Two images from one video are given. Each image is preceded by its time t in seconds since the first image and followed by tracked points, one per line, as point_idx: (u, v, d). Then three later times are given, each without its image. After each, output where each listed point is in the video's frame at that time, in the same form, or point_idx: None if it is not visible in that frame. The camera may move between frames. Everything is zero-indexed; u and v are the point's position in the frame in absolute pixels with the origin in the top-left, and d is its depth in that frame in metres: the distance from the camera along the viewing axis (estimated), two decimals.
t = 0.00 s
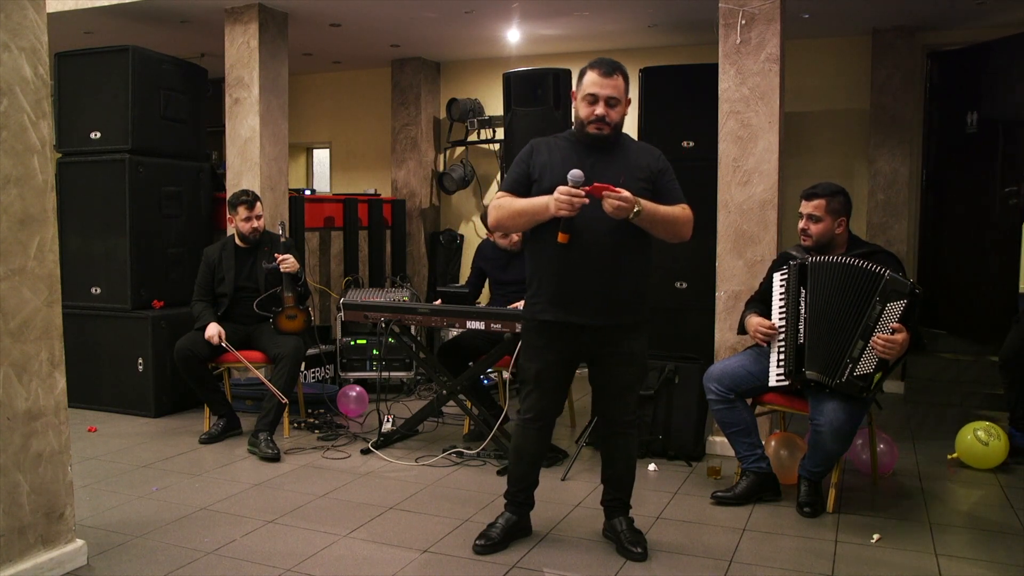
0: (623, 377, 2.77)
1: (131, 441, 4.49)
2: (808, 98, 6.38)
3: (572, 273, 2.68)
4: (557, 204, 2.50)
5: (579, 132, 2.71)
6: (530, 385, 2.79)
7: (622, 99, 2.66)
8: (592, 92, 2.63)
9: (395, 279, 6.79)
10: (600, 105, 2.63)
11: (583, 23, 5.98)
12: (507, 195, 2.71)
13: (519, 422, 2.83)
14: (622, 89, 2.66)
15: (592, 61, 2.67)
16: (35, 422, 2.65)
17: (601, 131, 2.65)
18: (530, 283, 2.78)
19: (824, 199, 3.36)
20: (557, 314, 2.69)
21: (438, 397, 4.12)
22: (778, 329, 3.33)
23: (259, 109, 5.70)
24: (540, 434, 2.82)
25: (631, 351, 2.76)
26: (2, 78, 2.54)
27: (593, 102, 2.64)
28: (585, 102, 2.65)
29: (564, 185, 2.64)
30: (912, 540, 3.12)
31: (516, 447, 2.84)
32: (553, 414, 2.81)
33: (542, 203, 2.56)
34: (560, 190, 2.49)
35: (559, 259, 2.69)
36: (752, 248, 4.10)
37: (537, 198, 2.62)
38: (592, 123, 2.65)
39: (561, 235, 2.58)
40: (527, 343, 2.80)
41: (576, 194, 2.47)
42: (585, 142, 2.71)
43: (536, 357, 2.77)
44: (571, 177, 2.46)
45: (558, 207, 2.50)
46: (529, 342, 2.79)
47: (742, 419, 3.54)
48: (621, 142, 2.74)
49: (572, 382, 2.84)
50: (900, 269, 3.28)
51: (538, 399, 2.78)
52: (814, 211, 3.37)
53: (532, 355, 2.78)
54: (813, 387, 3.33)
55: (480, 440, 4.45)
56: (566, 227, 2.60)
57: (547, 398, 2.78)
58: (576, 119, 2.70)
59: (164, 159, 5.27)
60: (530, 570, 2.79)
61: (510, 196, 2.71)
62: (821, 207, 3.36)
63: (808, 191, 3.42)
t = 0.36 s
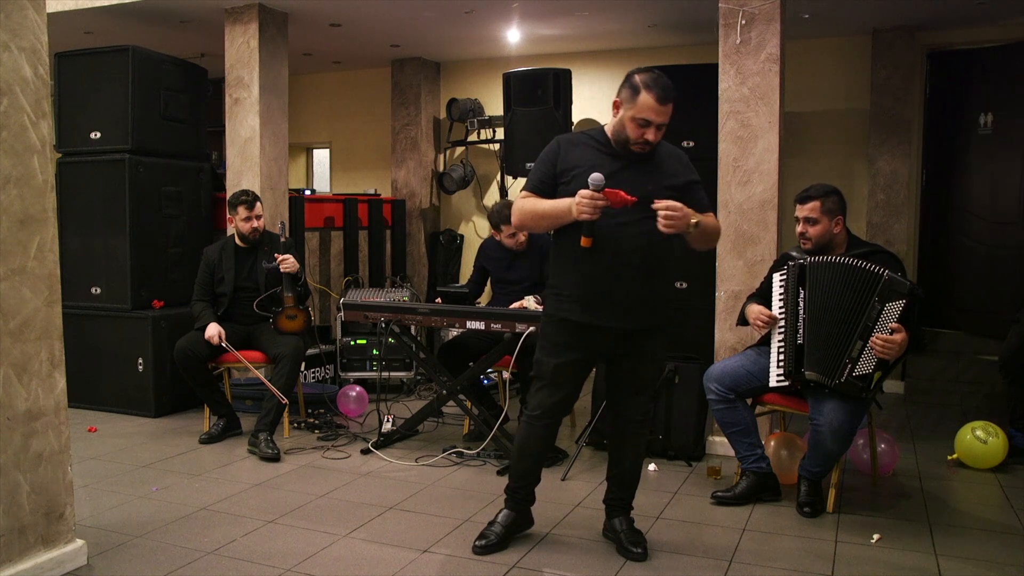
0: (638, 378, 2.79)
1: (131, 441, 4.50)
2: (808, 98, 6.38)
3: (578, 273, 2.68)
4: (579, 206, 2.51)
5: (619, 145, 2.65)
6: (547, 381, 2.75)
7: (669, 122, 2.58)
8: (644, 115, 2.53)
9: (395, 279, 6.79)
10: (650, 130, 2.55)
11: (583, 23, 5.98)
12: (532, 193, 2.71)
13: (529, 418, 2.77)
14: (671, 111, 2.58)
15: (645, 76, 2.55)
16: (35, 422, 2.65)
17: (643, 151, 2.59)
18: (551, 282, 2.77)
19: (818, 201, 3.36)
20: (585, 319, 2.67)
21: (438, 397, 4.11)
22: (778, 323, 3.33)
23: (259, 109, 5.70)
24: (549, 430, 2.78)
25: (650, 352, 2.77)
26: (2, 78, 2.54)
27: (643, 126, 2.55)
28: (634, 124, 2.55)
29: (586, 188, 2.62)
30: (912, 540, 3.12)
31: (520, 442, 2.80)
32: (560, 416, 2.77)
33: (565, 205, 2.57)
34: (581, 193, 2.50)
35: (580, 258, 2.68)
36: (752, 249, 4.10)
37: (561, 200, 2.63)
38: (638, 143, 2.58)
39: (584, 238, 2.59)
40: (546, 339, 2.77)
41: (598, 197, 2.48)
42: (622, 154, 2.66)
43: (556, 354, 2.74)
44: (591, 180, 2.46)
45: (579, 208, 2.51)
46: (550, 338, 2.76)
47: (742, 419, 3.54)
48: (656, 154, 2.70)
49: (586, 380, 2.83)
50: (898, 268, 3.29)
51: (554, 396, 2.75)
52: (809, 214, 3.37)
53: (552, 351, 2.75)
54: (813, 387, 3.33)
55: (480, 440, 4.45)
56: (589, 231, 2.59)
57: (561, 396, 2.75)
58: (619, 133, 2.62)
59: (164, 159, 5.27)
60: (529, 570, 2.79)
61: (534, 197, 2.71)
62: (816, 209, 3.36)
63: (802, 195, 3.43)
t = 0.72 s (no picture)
0: (643, 378, 2.79)
1: (132, 441, 4.50)
2: (808, 98, 6.38)
3: (579, 273, 2.68)
4: (589, 206, 2.49)
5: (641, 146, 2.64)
6: (561, 378, 2.70)
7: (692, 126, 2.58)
8: (671, 118, 2.53)
9: (395, 279, 6.79)
10: (676, 133, 2.55)
11: (583, 23, 5.98)
12: (545, 192, 2.71)
13: (542, 415, 2.72)
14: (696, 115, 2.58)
15: (673, 79, 2.54)
16: (35, 422, 2.65)
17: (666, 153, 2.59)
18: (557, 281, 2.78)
19: (824, 204, 3.35)
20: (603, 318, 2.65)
21: (438, 397, 4.11)
22: (777, 324, 3.33)
23: (259, 109, 5.69)
24: (560, 429, 2.71)
25: (656, 352, 2.78)
26: (2, 78, 2.54)
27: (669, 129, 2.54)
28: (660, 127, 2.55)
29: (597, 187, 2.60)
30: (913, 540, 3.12)
31: (531, 441, 2.73)
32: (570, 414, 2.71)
33: (576, 205, 2.56)
34: (591, 193, 2.48)
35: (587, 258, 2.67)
36: (752, 249, 4.10)
37: (573, 199, 2.62)
38: (662, 146, 2.58)
39: (595, 237, 2.58)
40: (560, 336, 2.73)
41: (607, 197, 2.46)
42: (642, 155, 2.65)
43: (570, 351, 2.70)
44: (601, 179, 2.45)
45: (588, 208, 2.49)
46: (564, 335, 2.72)
47: (742, 419, 3.54)
48: (675, 155, 2.70)
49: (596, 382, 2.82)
50: (898, 269, 3.28)
51: (568, 393, 2.70)
52: (814, 216, 3.37)
53: (565, 348, 2.71)
54: (813, 387, 3.33)
55: (480, 440, 4.45)
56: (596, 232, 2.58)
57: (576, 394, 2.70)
58: (642, 135, 2.61)
59: (164, 160, 5.27)
60: (529, 570, 2.79)
61: (546, 194, 2.71)
62: (821, 211, 3.35)
63: (808, 195, 3.41)
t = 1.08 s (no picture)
0: (644, 378, 2.79)
1: (132, 441, 4.50)
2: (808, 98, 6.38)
3: (578, 272, 2.68)
4: (612, 205, 2.48)
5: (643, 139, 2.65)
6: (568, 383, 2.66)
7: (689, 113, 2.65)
8: (675, 103, 2.58)
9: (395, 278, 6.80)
10: (681, 118, 2.60)
11: (583, 23, 5.98)
12: (549, 192, 2.65)
13: (548, 421, 2.67)
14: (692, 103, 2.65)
15: (667, 69, 2.61)
16: (35, 422, 2.66)
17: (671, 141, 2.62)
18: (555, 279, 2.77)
19: (824, 211, 3.35)
20: (613, 318, 2.64)
21: (438, 397, 4.11)
22: (777, 325, 3.32)
23: (259, 109, 5.69)
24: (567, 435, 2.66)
25: (656, 353, 2.77)
26: (2, 79, 2.54)
27: (675, 114, 2.59)
28: (665, 113, 2.59)
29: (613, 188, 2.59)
30: (912, 540, 3.12)
31: (535, 446, 2.66)
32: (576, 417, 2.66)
33: (595, 204, 2.54)
34: (616, 192, 2.48)
35: (584, 256, 2.67)
36: (752, 249, 4.10)
37: (584, 199, 2.60)
38: (670, 135, 2.61)
39: (608, 237, 2.57)
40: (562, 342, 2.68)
41: (635, 196, 2.47)
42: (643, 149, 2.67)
43: (575, 355, 2.66)
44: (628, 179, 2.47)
45: (614, 208, 2.48)
46: (569, 339, 2.67)
47: (742, 419, 3.54)
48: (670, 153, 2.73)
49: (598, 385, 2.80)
50: (898, 269, 3.28)
51: (575, 396, 2.65)
52: (814, 223, 3.37)
53: (570, 352, 2.66)
54: (813, 387, 3.33)
55: (480, 439, 4.45)
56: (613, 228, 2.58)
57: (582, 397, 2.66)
58: (644, 126, 2.63)
59: (165, 159, 5.27)
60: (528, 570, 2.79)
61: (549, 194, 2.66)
62: (821, 219, 3.35)
63: (809, 200, 3.40)
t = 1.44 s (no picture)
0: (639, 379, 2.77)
1: (132, 441, 4.50)
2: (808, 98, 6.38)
3: (563, 276, 2.64)
4: (622, 196, 2.49)
5: (617, 132, 2.67)
6: (564, 392, 2.66)
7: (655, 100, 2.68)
8: (645, 91, 2.60)
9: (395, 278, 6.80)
10: (652, 104, 2.63)
11: (583, 23, 5.98)
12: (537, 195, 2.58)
13: (546, 432, 2.68)
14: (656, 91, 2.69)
15: (627, 61, 2.65)
16: (35, 422, 2.65)
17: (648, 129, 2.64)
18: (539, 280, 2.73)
19: (821, 206, 3.36)
20: (603, 320, 2.61)
21: (438, 397, 4.11)
22: (777, 325, 3.34)
23: (259, 109, 5.69)
24: (568, 442, 2.69)
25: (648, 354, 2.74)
26: (2, 78, 2.54)
27: (647, 101, 2.62)
28: (638, 101, 2.60)
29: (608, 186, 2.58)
30: (913, 540, 3.12)
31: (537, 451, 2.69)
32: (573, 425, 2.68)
33: (598, 201, 2.51)
34: (620, 185, 2.50)
35: (566, 260, 2.64)
36: (752, 249, 4.10)
37: (576, 199, 2.56)
38: (647, 122, 2.64)
39: (618, 232, 2.56)
40: (558, 354, 2.66)
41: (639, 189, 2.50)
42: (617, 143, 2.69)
43: (570, 363, 2.64)
44: (626, 174, 2.57)
45: (623, 203, 2.49)
46: (565, 350, 2.64)
47: (742, 419, 3.54)
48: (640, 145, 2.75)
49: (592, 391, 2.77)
50: (899, 269, 3.28)
51: (571, 407, 2.66)
52: (811, 219, 3.37)
53: (565, 362, 2.64)
54: (813, 387, 3.33)
55: (480, 439, 4.45)
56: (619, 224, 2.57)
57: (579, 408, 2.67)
58: (619, 118, 2.63)
59: (164, 159, 5.27)
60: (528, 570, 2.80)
61: (536, 197, 2.59)
62: (818, 214, 3.35)
63: (805, 197, 3.41)
